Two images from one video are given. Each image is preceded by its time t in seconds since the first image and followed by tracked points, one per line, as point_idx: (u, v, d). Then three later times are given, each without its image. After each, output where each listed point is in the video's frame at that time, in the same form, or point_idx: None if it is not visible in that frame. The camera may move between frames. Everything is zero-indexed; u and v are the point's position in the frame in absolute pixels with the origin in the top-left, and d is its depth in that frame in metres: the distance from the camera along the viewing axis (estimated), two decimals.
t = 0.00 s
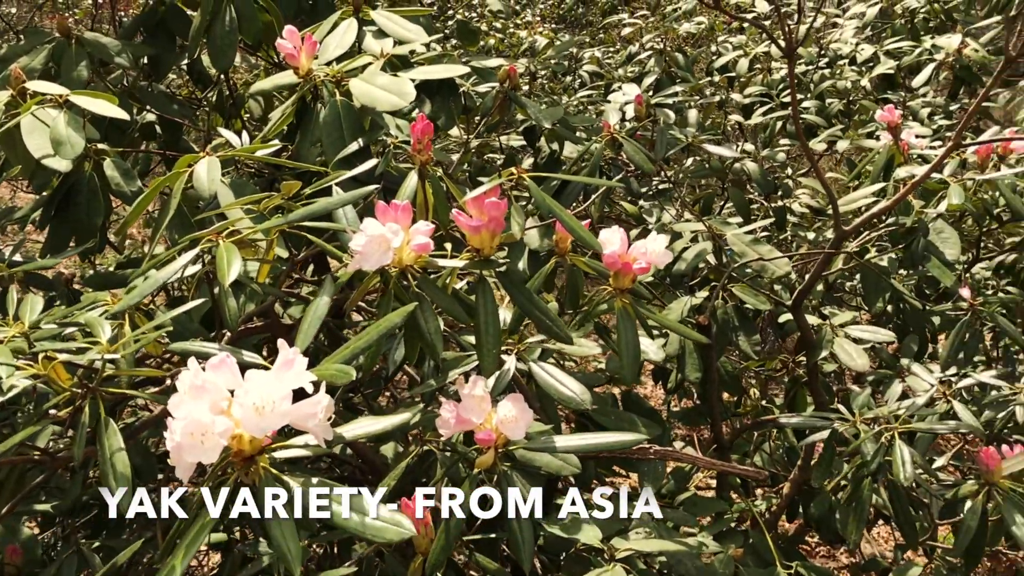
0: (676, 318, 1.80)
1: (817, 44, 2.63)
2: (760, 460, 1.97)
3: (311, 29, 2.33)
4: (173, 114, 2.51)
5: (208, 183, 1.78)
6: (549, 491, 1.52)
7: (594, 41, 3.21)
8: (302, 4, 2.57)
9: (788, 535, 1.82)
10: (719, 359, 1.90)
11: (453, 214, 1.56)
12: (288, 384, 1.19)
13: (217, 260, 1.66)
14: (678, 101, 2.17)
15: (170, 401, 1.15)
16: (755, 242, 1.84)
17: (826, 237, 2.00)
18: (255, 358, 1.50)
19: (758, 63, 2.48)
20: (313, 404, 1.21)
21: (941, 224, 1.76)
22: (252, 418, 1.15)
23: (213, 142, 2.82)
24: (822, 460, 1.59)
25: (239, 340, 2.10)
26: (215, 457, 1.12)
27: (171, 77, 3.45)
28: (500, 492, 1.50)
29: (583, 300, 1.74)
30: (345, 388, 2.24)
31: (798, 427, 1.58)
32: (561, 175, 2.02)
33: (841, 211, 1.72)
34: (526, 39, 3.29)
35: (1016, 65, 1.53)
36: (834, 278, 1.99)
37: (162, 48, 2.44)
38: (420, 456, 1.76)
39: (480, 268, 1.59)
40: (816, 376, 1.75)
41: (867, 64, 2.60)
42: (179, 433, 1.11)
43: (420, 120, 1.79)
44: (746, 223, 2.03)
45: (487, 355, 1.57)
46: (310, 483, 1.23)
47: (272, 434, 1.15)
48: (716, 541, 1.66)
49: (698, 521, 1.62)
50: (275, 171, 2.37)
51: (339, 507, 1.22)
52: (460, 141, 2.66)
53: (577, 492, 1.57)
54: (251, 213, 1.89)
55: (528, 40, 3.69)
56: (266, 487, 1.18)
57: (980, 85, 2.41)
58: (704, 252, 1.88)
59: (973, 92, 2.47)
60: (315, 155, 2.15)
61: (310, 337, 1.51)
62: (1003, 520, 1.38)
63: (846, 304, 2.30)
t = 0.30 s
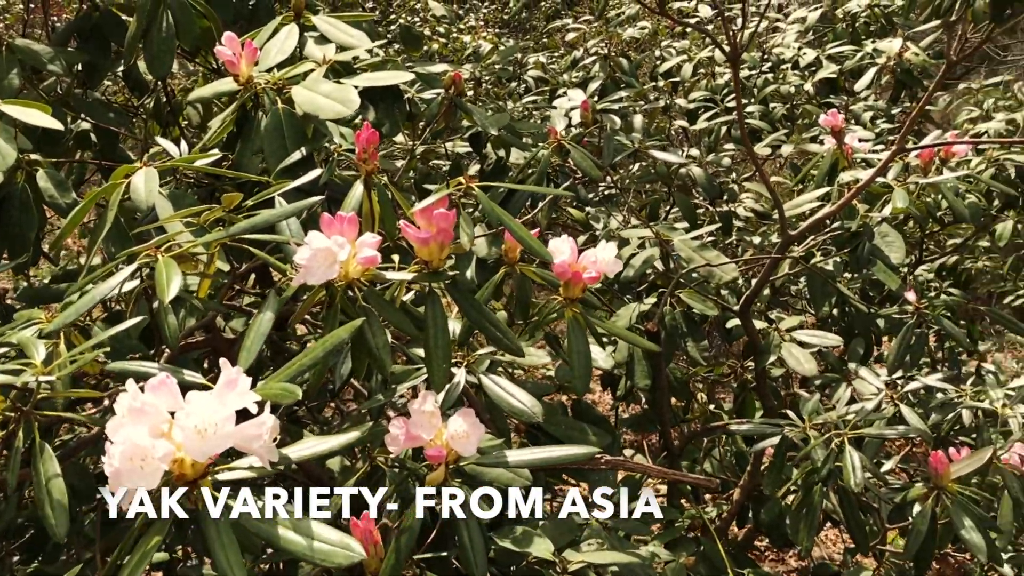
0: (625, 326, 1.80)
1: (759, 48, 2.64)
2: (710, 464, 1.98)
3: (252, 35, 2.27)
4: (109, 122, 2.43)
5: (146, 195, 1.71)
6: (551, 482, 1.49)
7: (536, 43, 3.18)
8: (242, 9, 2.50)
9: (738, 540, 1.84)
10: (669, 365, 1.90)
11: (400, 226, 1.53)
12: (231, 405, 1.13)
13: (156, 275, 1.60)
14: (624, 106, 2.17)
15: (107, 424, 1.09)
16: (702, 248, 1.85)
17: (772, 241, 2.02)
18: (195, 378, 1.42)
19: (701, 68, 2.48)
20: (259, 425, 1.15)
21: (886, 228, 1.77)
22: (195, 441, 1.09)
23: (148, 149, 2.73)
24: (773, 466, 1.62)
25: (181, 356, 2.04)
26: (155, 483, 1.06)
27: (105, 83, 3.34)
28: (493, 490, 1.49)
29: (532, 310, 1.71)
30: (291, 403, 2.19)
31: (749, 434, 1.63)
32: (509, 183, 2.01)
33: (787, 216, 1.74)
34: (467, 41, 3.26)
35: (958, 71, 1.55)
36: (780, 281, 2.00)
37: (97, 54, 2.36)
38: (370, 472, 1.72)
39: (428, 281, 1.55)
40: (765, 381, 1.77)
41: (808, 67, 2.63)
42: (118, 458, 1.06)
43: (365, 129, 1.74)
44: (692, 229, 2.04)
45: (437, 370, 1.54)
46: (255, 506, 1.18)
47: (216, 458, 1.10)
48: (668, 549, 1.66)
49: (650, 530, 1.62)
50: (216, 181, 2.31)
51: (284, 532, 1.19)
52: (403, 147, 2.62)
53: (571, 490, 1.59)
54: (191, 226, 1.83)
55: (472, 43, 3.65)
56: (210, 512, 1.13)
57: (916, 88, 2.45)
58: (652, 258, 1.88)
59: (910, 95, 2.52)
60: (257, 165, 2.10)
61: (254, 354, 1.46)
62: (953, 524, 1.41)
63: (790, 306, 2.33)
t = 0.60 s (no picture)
0: (559, 334, 1.80)
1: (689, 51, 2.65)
2: (646, 470, 1.99)
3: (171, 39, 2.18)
4: (22, 130, 2.32)
5: (60, 208, 1.63)
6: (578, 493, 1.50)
7: (464, 45, 3.14)
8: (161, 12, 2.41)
9: (673, 544, 1.86)
10: (602, 372, 1.90)
11: (328, 239, 1.48)
12: (155, 429, 1.07)
13: (72, 293, 1.52)
14: (554, 112, 2.15)
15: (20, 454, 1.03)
16: (633, 254, 1.85)
17: (702, 246, 2.03)
18: (117, 400, 1.34)
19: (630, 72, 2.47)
20: (184, 449, 1.11)
21: (814, 232, 1.78)
22: (115, 468, 1.02)
23: (64, 158, 2.62)
24: (706, 476, 1.64)
25: (102, 376, 1.96)
26: (74, 513, 1.01)
27: (16, 87, 3.19)
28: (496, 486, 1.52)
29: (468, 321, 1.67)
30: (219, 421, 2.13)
31: (684, 441, 1.64)
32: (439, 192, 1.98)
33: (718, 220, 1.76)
34: (393, 43, 3.21)
35: (882, 79, 1.57)
36: (712, 286, 2.01)
37: (6, 58, 2.25)
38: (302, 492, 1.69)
39: (358, 294, 1.51)
40: (697, 387, 1.80)
41: (736, 71, 2.64)
42: (35, 487, 1.00)
43: (291, 138, 1.67)
44: (623, 234, 2.03)
45: (369, 387, 1.50)
46: (181, 533, 1.12)
47: (139, 486, 1.03)
48: (603, 557, 1.67)
49: (585, 540, 1.63)
50: (136, 191, 2.22)
51: (212, 560, 1.10)
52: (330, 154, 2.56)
53: (579, 494, 1.63)
54: (109, 240, 1.75)
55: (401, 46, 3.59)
56: (132, 541, 1.06)
57: (839, 91, 2.49)
58: (583, 265, 1.87)
59: (833, 97, 2.56)
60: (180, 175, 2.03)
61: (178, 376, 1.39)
62: (886, 528, 1.44)
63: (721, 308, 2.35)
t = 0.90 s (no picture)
0: (487, 342, 1.76)
1: (615, 52, 2.62)
2: (577, 476, 1.97)
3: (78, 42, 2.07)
4: None
5: None
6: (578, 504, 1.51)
7: (384, 46, 3.07)
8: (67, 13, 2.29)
9: (605, 551, 1.83)
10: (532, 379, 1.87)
11: (244, 251, 1.38)
12: (61, 455, 1.00)
13: None
14: (479, 115, 2.10)
15: None
16: (561, 258, 1.82)
17: (630, 249, 2.01)
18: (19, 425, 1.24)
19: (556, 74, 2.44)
20: (92, 474, 1.04)
21: (739, 235, 1.76)
22: (18, 496, 0.94)
23: None
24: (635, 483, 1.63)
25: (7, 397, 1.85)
26: None
27: None
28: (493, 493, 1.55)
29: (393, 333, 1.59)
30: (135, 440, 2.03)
31: (614, 447, 1.63)
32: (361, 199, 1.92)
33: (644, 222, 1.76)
34: (313, 44, 3.11)
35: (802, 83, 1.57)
36: (640, 289, 1.99)
37: None
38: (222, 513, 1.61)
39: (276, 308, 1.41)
40: (626, 391, 1.78)
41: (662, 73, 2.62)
42: None
43: (203, 145, 1.56)
44: (551, 239, 2.00)
45: (288, 404, 1.41)
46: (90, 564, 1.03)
47: (44, 515, 0.96)
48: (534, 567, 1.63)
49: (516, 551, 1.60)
50: (43, 201, 2.11)
51: None
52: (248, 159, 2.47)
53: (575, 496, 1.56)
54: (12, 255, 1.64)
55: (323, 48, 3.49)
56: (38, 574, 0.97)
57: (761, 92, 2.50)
58: (511, 271, 1.83)
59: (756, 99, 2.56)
60: (88, 183, 1.93)
61: (84, 399, 1.29)
62: (815, 532, 1.45)
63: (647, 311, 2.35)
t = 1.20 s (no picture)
0: (418, 350, 1.72)
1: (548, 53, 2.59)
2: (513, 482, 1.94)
3: None
4: None
5: None
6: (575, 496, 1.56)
7: (313, 48, 3.00)
8: None
9: (542, 558, 1.81)
10: (466, 386, 1.84)
11: (159, 263, 1.28)
12: None
13: None
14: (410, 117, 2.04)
15: None
16: (494, 262, 1.78)
17: (564, 252, 1.98)
18: None
19: (488, 75, 2.39)
20: None
21: (670, 237, 1.79)
22: None
23: None
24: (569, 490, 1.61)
25: None
26: None
27: None
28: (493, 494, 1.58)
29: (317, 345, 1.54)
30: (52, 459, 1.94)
31: (546, 454, 1.60)
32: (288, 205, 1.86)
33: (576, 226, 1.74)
34: (240, 46, 3.02)
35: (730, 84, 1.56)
36: (574, 293, 1.97)
37: None
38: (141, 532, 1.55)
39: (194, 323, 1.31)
40: (561, 395, 1.78)
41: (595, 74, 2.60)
42: None
43: (118, 155, 1.47)
44: (484, 243, 1.96)
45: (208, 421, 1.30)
46: None
47: None
48: None
49: (448, 560, 1.57)
50: None
51: None
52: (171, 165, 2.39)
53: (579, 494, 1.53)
54: None
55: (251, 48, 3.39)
56: None
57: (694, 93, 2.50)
58: (443, 276, 1.79)
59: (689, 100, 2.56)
60: None
61: None
62: (748, 534, 1.45)
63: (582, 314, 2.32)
